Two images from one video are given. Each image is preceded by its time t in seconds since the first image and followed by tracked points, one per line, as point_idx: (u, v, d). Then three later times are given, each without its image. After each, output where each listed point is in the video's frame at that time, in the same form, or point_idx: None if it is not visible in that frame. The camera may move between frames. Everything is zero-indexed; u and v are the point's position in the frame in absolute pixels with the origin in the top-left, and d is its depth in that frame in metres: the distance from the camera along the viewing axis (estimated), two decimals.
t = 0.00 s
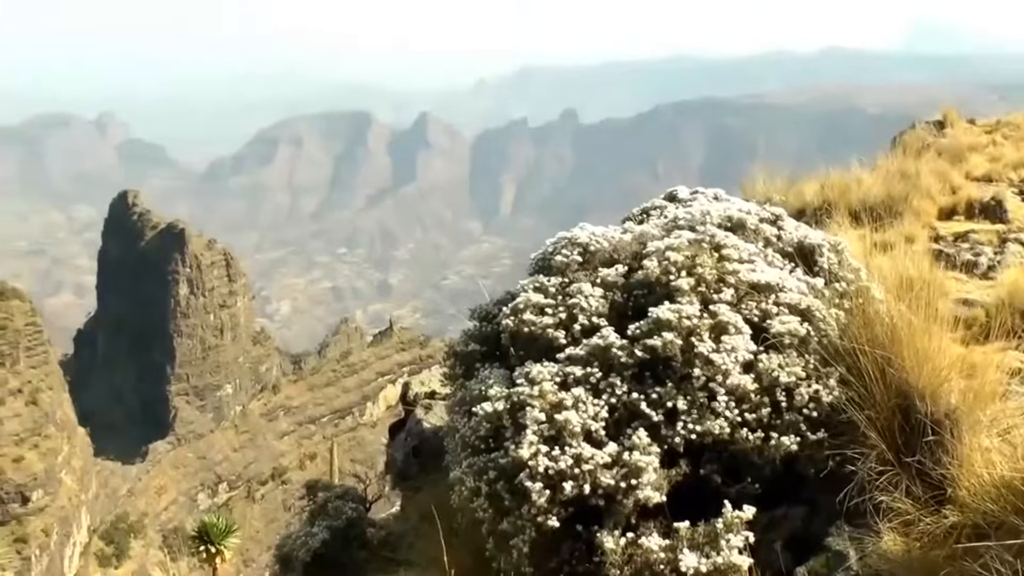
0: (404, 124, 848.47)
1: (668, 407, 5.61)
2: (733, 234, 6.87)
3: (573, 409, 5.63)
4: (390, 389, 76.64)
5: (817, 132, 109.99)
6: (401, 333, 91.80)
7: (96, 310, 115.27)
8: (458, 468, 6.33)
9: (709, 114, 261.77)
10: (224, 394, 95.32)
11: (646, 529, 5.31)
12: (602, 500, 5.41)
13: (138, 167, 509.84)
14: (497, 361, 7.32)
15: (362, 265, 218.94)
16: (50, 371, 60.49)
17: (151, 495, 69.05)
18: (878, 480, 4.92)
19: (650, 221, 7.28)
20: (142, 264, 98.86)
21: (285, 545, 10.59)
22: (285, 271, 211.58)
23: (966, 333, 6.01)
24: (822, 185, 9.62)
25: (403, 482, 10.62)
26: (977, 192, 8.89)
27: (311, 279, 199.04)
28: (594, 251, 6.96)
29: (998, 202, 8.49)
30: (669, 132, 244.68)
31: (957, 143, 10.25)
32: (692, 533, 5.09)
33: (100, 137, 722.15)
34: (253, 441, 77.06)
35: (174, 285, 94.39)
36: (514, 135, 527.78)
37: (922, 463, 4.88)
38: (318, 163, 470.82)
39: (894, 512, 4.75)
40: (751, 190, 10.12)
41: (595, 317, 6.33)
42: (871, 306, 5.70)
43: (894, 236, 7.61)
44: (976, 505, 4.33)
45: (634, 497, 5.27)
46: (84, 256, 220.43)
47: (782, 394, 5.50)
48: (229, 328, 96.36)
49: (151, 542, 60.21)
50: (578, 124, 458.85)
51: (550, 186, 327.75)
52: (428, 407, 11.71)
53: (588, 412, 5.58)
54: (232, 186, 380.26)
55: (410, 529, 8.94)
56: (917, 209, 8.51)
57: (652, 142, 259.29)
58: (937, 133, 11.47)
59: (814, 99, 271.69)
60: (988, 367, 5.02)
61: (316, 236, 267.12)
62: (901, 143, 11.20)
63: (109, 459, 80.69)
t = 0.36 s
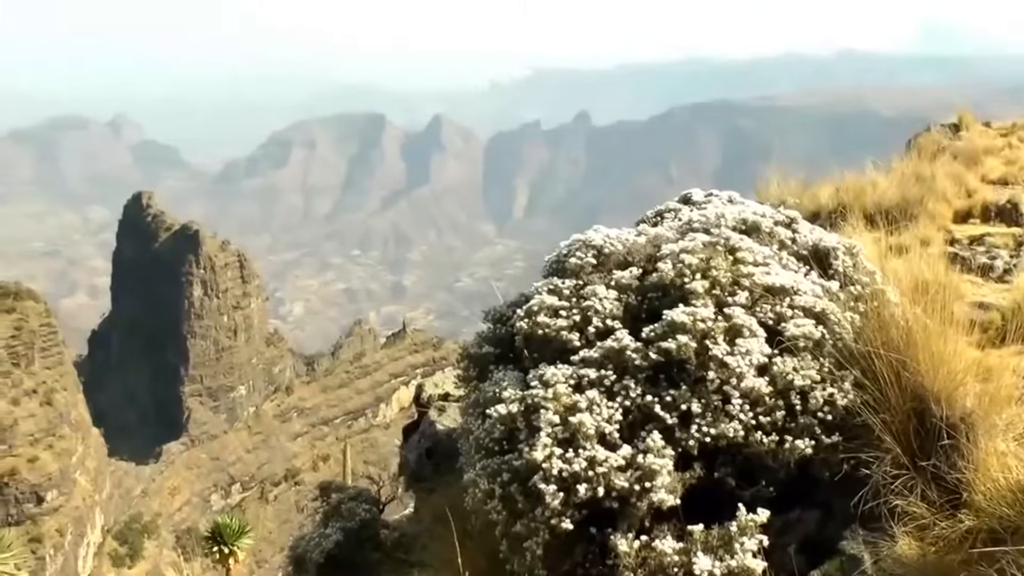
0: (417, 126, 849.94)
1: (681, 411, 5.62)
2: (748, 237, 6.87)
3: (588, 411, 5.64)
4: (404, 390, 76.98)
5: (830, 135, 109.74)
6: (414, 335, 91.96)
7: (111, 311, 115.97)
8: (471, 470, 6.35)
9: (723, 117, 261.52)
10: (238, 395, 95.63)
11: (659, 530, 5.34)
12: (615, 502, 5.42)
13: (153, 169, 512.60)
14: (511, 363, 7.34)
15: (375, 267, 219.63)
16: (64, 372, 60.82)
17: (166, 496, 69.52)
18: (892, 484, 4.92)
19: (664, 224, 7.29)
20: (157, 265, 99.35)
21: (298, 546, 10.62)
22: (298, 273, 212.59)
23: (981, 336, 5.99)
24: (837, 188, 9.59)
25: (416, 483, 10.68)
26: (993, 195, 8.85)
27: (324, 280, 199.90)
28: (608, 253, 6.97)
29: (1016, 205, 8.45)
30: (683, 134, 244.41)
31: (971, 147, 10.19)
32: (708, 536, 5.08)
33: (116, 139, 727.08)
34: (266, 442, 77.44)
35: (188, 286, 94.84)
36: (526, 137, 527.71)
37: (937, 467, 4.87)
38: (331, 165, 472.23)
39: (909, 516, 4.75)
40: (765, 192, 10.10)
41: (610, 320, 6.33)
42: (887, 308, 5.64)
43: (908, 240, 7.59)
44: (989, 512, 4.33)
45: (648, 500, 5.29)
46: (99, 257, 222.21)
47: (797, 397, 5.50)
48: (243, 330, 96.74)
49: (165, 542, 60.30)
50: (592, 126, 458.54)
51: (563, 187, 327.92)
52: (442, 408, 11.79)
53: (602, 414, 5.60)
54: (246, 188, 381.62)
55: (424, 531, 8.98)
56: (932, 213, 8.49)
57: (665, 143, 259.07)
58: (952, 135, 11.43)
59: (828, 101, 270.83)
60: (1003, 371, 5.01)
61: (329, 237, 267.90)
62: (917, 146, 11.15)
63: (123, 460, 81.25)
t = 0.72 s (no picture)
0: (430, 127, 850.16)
1: (694, 413, 5.62)
2: (762, 239, 6.85)
3: (600, 414, 5.66)
4: (416, 392, 77.35)
5: (841, 136, 109.38)
6: (427, 337, 91.95)
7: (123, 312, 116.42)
8: (485, 471, 6.37)
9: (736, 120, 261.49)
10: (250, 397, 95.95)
11: (671, 532, 5.34)
12: (629, 503, 5.43)
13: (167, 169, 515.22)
14: (522, 366, 7.38)
15: (387, 268, 220.14)
16: (78, 373, 61.13)
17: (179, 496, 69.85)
18: (906, 488, 4.90)
19: (679, 225, 7.28)
20: (170, 266, 99.65)
21: (310, 547, 10.68)
22: (310, 273, 213.29)
23: (995, 341, 5.98)
24: (849, 191, 9.58)
25: (428, 484, 10.70)
26: (1006, 199, 8.82)
27: (336, 281, 200.48)
28: (622, 255, 6.97)
29: None
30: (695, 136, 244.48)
31: (984, 149, 10.16)
32: (721, 539, 5.09)
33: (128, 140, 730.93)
34: (278, 443, 77.74)
35: (201, 287, 95.24)
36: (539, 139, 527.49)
37: (952, 470, 4.85)
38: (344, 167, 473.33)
39: (923, 519, 4.73)
40: (779, 195, 10.02)
41: (621, 323, 6.36)
42: (898, 313, 5.66)
43: (921, 243, 7.58)
44: (1004, 517, 4.32)
45: (660, 502, 5.28)
46: (112, 258, 223.44)
47: (809, 401, 5.49)
48: (256, 331, 97.15)
49: (177, 543, 61.12)
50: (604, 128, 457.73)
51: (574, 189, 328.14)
52: (455, 410, 11.81)
53: (614, 416, 5.61)
54: (259, 189, 383.00)
55: (436, 533, 9.00)
56: (945, 214, 8.44)
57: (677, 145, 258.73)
58: (966, 138, 11.36)
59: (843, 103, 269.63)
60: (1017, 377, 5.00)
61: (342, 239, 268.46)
62: (931, 149, 11.11)
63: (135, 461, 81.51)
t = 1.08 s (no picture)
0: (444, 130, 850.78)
1: (708, 415, 5.65)
2: (777, 240, 6.84)
3: (615, 414, 5.68)
4: (430, 394, 77.46)
5: (854, 139, 108.81)
6: (440, 338, 91.99)
7: (138, 314, 116.89)
8: (498, 474, 6.39)
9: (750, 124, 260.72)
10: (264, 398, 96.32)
11: (688, 535, 5.32)
12: (645, 505, 5.46)
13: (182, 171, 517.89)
14: (537, 367, 7.40)
15: (401, 270, 220.86)
16: (93, 375, 61.79)
17: (193, 497, 70.07)
18: (921, 491, 4.89)
19: (692, 228, 7.30)
20: (184, 268, 99.93)
21: (324, 549, 10.72)
22: (324, 276, 214.09)
23: (1011, 342, 5.94)
24: (863, 194, 9.50)
25: (442, 485, 10.73)
26: None
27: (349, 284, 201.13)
28: (635, 257, 7.00)
29: None
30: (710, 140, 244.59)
31: (1002, 151, 10.04)
32: (734, 541, 5.11)
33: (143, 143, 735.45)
34: (292, 445, 78.07)
35: (215, 289, 95.34)
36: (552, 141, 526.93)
37: (965, 473, 4.85)
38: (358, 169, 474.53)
39: (938, 522, 4.73)
40: (793, 198, 9.97)
41: (636, 324, 6.37)
42: (914, 314, 5.67)
43: (936, 244, 7.57)
44: None
45: (676, 505, 5.29)
46: (127, 261, 224.87)
47: (825, 402, 5.48)
48: (270, 333, 97.62)
49: (192, 543, 60.85)
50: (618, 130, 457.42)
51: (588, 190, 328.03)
52: (469, 411, 11.85)
53: (630, 417, 5.63)
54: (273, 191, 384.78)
55: (449, 535, 9.04)
56: (961, 215, 8.39)
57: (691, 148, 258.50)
58: (980, 139, 11.35)
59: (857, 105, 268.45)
60: None
61: (355, 242, 269.01)
62: (947, 151, 11.00)
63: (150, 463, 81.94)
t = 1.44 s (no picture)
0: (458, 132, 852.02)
1: (724, 418, 5.64)
2: (791, 243, 6.84)
3: (630, 417, 5.69)
4: (444, 397, 77.43)
5: (868, 139, 108.11)
6: (454, 340, 92.12)
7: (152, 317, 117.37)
8: (513, 475, 6.43)
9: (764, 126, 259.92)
10: (278, 401, 96.73)
11: (700, 536, 5.34)
12: (658, 507, 5.47)
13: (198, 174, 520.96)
14: (552, 369, 7.41)
15: (416, 273, 221.15)
16: (109, 378, 62.25)
17: (207, 499, 70.34)
18: (938, 493, 4.88)
19: (706, 229, 7.30)
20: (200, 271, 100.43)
21: (341, 549, 10.79)
22: (338, 278, 214.77)
23: None
24: (879, 195, 9.49)
25: (458, 487, 10.76)
26: None
27: (364, 286, 201.62)
28: (651, 259, 7.01)
29: None
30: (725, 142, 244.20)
31: (1019, 153, 9.99)
32: (750, 543, 5.11)
33: (158, 146, 739.87)
34: (307, 447, 78.31)
35: (231, 292, 95.72)
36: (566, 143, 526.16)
37: (983, 476, 4.82)
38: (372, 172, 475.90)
39: (956, 525, 4.70)
40: (808, 200, 9.93)
41: (651, 326, 6.37)
42: (930, 316, 5.66)
43: (954, 247, 7.52)
44: None
45: (690, 505, 5.29)
46: (143, 263, 226.26)
47: (838, 405, 5.48)
48: (285, 336, 98.07)
49: (207, 545, 61.05)
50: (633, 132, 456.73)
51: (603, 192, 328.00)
52: (484, 414, 11.90)
53: (645, 421, 5.64)
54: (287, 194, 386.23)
55: (464, 536, 9.09)
56: (976, 218, 8.37)
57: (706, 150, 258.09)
58: (999, 140, 11.27)
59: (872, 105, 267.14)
60: None
61: (370, 245, 269.70)
62: (963, 152, 10.95)
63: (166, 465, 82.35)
